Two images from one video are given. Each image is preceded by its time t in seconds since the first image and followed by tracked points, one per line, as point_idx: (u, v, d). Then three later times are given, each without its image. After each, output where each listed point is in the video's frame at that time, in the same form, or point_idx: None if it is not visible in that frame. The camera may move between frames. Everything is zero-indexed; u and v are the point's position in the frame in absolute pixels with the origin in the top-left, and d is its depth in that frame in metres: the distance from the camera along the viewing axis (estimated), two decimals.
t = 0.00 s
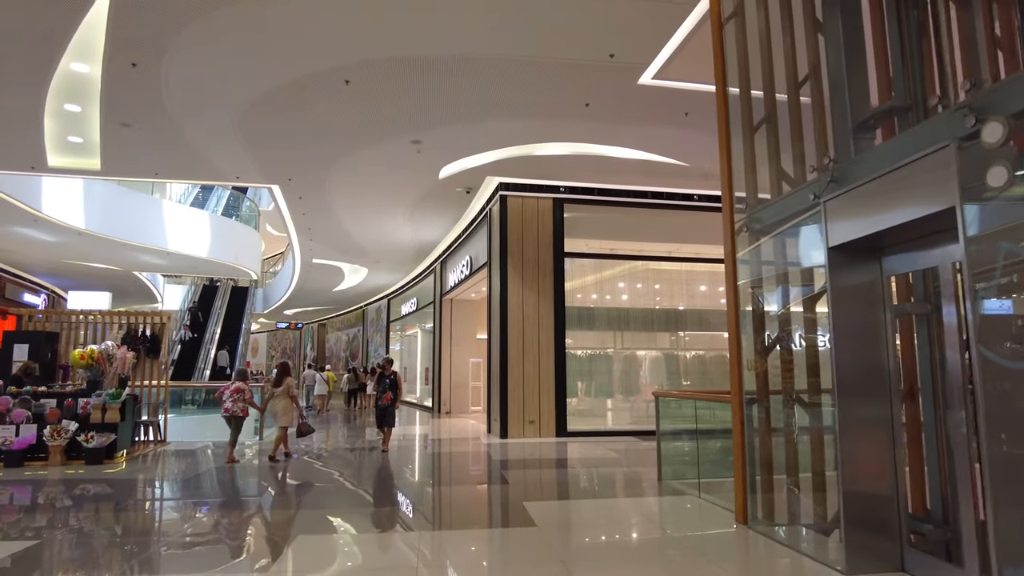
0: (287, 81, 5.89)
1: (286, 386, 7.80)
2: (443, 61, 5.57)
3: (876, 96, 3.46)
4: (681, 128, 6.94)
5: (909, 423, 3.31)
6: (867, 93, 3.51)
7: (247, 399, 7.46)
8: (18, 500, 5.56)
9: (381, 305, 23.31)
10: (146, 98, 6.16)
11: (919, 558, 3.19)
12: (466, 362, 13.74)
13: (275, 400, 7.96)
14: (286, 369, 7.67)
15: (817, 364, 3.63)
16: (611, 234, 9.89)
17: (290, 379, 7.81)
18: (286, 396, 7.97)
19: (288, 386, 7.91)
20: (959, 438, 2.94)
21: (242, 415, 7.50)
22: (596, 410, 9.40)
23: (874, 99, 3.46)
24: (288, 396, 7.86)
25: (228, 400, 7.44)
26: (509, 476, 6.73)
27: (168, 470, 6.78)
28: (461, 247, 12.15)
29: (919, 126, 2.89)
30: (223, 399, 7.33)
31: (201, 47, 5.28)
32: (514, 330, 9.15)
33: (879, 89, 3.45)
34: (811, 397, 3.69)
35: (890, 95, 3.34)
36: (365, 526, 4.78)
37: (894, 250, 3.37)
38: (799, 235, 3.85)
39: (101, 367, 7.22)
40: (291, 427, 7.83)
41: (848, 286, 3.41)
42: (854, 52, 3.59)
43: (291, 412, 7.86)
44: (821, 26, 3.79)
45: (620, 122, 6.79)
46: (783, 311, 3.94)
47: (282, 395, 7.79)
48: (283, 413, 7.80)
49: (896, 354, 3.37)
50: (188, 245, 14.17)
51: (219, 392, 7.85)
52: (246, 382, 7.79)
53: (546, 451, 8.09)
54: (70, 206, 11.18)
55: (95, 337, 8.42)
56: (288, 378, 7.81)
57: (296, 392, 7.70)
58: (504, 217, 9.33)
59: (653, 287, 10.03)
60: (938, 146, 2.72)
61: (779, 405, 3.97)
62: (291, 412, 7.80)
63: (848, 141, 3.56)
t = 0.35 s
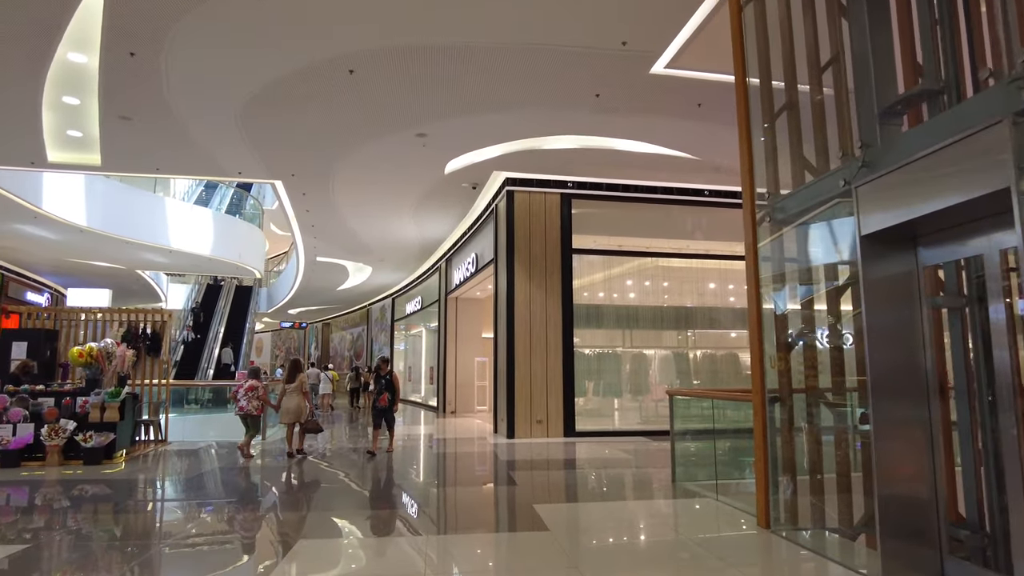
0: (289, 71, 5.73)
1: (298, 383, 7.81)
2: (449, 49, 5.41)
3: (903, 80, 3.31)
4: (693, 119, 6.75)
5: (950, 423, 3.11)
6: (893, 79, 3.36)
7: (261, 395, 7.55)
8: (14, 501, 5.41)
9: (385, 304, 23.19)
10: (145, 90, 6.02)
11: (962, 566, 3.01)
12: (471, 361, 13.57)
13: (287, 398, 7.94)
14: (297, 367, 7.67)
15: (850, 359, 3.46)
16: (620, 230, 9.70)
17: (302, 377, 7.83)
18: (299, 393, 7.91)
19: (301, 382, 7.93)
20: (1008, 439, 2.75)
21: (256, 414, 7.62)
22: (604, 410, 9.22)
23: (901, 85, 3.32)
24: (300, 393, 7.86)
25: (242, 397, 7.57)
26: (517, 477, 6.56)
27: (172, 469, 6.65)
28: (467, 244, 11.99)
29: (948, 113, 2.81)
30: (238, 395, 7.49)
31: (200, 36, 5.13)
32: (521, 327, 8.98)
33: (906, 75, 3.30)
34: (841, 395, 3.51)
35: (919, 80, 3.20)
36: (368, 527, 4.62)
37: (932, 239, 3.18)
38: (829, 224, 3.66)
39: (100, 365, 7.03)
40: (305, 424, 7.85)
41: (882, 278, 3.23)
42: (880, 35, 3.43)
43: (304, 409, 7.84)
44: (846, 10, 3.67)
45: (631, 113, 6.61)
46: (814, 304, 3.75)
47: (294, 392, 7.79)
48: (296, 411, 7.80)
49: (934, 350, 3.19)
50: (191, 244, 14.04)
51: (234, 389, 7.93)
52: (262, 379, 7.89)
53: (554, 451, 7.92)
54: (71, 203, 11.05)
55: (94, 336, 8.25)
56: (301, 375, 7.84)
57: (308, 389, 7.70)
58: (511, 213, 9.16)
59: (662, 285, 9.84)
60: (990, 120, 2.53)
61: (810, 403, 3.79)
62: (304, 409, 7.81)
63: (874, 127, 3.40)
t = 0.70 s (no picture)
0: (288, 61, 5.53)
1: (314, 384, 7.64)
2: (454, 36, 5.19)
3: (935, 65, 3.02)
4: (707, 109, 6.51)
5: (1001, 425, 2.86)
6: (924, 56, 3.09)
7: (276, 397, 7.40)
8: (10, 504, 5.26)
9: (391, 303, 23.03)
10: (141, 82, 5.84)
11: None
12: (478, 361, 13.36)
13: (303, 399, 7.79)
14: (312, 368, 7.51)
15: (891, 355, 3.23)
16: (630, 226, 9.46)
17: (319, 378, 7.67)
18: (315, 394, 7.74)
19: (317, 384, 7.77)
20: None
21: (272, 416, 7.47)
22: (614, 411, 8.99)
23: (931, 68, 3.04)
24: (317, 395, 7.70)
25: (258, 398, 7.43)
26: (527, 480, 6.35)
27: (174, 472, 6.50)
28: (473, 241, 11.79)
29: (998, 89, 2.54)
30: (255, 397, 7.37)
31: (195, 23, 4.93)
32: (530, 326, 8.76)
33: (937, 58, 3.02)
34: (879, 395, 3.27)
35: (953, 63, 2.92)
36: (372, 534, 4.42)
37: (979, 227, 2.92)
38: (864, 214, 3.41)
39: (98, 365, 6.85)
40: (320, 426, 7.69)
41: (923, 270, 2.99)
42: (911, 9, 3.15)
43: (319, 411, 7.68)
44: None
45: (643, 103, 6.38)
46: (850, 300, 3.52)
47: (310, 393, 7.64)
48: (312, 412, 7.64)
49: (983, 347, 2.94)
50: (195, 243, 13.90)
51: (248, 391, 7.84)
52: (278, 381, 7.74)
53: (564, 453, 7.71)
54: (73, 202, 10.92)
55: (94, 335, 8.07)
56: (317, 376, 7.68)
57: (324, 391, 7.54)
58: (519, 209, 8.95)
59: (672, 283, 9.59)
60: None
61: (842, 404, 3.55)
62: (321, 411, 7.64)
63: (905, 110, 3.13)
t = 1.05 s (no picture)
0: (298, 51, 5.37)
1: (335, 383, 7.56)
2: (468, 24, 5.00)
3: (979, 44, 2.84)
4: (729, 100, 6.29)
5: None
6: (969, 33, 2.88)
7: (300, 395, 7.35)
8: (16, 506, 5.15)
9: (402, 302, 22.94)
10: (149, 75, 5.71)
11: None
12: (490, 360, 13.20)
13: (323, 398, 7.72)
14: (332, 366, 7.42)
15: (936, 352, 3.04)
16: (647, 222, 9.24)
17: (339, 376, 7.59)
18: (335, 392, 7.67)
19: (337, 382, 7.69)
20: None
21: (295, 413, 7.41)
22: (631, 411, 8.79)
23: (974, 47, 2.86)
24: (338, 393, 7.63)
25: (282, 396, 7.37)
26: (543, 483, 6.17)
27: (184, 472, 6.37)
28: (486, 239, 11.62)
29: None
30: (279, 395, 7.32)
31: (201, 12, 4.78)
32: (544, 325, 8.57)
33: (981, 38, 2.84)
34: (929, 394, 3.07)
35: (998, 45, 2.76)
36: (385, 537, 4.26)
37: None
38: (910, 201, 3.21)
39: (105, 365, 6.76)
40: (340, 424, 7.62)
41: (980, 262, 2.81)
42: None
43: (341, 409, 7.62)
44: None
45: (663, 94, 6.17)
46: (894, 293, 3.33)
47: (331, 391, 7.57)
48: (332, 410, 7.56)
49: None
50: (206, 241, 13.84)
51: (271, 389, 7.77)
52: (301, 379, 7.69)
53: (580, 455, 7.52)
54: (84, 200, 10.86)
55: (104, 334, 7.96)
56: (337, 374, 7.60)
57: (345, 390, 7.46)
58: (533, 205, 8.76)
59: (688, 280, 9.35)
60: None
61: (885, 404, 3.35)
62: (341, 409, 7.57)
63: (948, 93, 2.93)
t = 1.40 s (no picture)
0: (303, 43, 5.21)
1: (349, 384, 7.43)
2: (478, 13, 4.82)
3: None
4: (747, 94, 6.09)
5: None
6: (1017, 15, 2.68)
7: (315, 395, 7.23)
8: (16, 510, 5.02)
9: (410, 303, 22.82)
10: (151, 69, 5.58)
11: None
12: (498, 361, 13.04)
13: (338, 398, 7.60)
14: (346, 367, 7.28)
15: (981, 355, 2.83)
16: (660, 221, 9.05)
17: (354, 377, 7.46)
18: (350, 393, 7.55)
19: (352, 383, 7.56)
20: None
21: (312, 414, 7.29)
22: (644, 414, 8.59)
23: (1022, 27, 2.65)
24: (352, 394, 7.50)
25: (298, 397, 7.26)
26: (555, 487, 6.01)
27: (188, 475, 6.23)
28: (494, 238, 11.45)
29: None
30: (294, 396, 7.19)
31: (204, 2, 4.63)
32: (555, 324, 8.39)
33: None
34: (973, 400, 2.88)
35: None
36: (393, 544, 4.11)
37: None
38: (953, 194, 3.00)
39: (108, 366, 6.67)
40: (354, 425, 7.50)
41: None
42: None
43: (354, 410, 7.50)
44: None
45: (678, 87, 5.98)
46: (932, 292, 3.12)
47: (346, 392, 7.44)
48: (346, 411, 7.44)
49: None
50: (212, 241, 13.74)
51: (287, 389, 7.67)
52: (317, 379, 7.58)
53: (592, 458, 7.34)
54: (89, 199, 10.76)
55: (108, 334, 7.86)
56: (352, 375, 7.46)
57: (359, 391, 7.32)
58: (543, 203, 8.58)
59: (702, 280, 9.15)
60: None
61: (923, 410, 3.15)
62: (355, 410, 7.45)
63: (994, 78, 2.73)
